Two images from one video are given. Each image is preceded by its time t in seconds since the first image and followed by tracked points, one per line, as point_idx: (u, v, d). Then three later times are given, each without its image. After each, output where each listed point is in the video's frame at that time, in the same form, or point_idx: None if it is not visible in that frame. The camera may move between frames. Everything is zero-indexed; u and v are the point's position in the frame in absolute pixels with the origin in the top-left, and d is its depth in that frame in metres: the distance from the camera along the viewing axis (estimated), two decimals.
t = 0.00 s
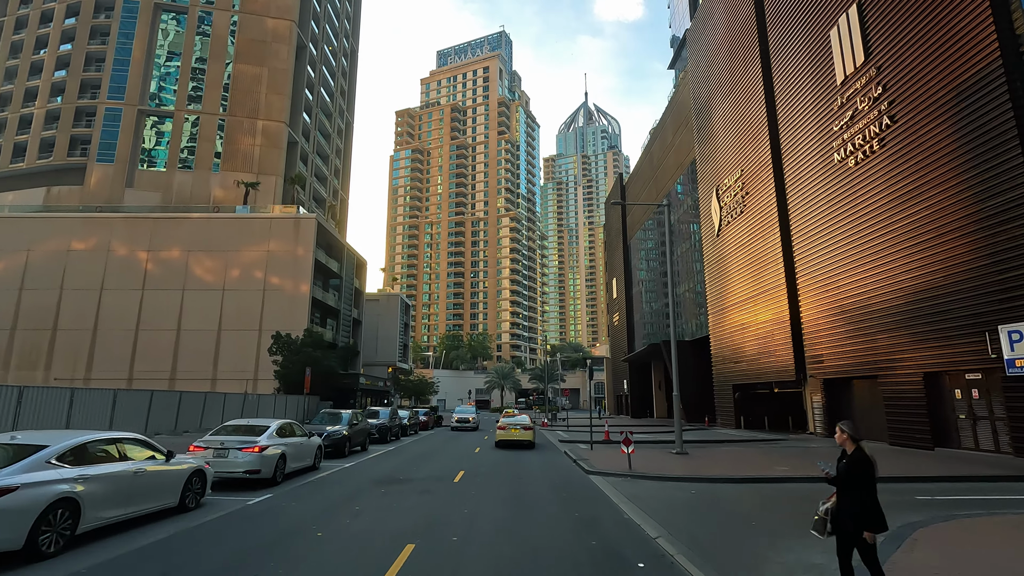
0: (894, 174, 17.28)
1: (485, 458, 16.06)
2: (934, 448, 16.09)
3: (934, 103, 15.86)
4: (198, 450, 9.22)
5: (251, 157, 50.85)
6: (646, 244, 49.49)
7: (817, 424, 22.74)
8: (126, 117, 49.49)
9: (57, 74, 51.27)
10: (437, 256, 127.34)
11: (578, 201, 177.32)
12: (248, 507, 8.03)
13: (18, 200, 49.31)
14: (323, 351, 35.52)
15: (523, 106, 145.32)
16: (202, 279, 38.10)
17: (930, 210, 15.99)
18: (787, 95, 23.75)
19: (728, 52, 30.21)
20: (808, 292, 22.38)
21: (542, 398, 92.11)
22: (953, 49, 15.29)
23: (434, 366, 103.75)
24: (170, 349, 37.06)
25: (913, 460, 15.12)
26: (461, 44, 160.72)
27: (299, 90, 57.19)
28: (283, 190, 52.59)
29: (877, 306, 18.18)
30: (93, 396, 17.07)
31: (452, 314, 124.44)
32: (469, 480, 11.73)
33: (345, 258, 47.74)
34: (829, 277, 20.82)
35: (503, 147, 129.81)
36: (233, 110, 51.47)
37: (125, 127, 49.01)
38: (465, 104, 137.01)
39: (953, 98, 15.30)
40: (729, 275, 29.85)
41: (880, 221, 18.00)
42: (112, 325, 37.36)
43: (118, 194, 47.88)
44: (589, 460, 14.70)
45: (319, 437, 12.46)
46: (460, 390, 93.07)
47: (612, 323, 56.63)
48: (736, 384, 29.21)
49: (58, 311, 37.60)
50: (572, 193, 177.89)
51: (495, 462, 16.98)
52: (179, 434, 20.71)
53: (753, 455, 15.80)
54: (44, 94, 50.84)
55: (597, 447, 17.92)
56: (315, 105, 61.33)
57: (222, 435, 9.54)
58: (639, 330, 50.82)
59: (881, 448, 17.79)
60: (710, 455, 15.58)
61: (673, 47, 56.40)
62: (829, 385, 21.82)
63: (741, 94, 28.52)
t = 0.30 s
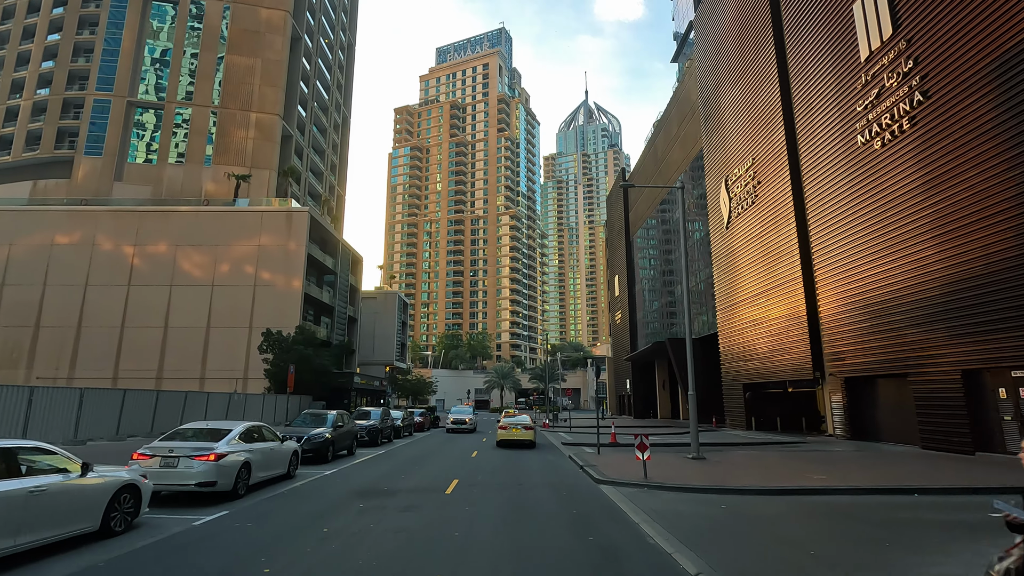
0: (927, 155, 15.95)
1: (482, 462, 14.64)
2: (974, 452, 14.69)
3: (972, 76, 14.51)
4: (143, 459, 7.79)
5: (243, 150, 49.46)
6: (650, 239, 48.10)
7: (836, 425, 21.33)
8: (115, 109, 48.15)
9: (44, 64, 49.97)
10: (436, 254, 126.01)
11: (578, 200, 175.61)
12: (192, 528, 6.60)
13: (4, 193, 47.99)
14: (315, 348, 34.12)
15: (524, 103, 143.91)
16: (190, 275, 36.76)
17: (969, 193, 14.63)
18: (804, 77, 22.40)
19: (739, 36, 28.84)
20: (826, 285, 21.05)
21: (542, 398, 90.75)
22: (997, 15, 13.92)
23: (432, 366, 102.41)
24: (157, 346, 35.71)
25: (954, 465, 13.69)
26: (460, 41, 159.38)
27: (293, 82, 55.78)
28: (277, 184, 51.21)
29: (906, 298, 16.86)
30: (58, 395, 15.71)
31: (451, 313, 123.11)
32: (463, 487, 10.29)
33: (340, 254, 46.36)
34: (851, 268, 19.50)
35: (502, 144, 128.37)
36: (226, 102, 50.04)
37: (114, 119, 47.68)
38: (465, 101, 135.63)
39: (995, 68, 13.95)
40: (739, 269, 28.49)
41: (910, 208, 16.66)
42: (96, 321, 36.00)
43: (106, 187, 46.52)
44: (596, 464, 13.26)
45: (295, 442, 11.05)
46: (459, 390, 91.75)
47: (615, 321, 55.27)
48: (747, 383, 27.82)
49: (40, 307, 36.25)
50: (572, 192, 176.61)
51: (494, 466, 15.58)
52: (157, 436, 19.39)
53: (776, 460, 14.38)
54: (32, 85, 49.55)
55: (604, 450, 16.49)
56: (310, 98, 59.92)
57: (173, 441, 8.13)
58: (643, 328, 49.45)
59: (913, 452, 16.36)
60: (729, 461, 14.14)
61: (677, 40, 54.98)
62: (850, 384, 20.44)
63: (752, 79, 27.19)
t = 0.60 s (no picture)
0: (964, 133, 14.58)
1: (478, 468, 13.17)
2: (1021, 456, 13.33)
3: (1018, 41, 13.08)
4: (63, 472, 6.41)
5: (235, 143, 48.05)
6: (653, 234, 46.73)
7: (858, 426, 19.94)
8: (102, 100, 46.80)
9: (30, 55, 48.64)
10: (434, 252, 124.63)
11: (578, 198, 174.13)
12: (104, 562, 5.22)
13: None
14: (305, 347, 32.71)
15: (523, 100, 142.47)
16: (177, 270, 35.41)
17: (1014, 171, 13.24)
18: (822, 55, 21.00)
19: (749, 17, 27.46)
20: (848, 276, 19.65)
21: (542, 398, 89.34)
22: None
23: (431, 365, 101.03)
24: (143, 344, 34.35)
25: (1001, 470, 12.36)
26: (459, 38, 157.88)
27: (287, 74, 54.33)
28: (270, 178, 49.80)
29: (940, 289, 15.51)
30: (15, 394, 14.37)
31: (450, 312, 121.71)
32: (454, 501, 8.80)
33: (334, 250, 44.97)
34: (876, 257, 18.13)
35: (502, 141, 126.90)
36: (216, 94, 48.63)
37: (101, 111, 46.33)
38: (463, 98, 134.19)
39: None
40: (751, 262, 27.12)
41: (945, 190, 15.27)
42: (79, 318, 34.60)
43: (93, 180, 45.14)
44: (606, 471, 11.77)
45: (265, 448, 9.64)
46: (457, 390, 90.38)
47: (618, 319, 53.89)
48: (758, 382, 26.48)
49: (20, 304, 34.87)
50: (572, 190, 175.29)
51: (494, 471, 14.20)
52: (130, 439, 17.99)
53: (805, 466, 12.92)
54: (16, 77, 48.21)
55: (612, 454, 15.06)
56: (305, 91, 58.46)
57: (103, 450, 6.76)
58: (646, 326, 48.06)
59: (948, 455, 14.99)
60: (753, 466, 12.68)
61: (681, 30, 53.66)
62: (874, 382, 19.11)
63: (764, 61, 25.82)
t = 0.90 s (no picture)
0: (1012, 105, 13.19)
1: (474, 475, 11.79)
2: None
3: None
4: None
5: (226, 136, 46.64)
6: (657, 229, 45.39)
7: (884, 427, 18.59)
8: (89, 91, 45.44)
9: (15, 44, 47.29)
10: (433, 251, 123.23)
11: (578, 197, 172.73)
12: None
13: None
14: (295, 344, 31.32)
15: (523, 98, 141.14)
16: (163, 265, 34.04)
17: None
18: (842, 32, 19.65)
19: None
20: (871, 267, 18.30)
21: (542, 398, 87.94)
22: None
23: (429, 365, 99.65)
24: (127, 341, 32.97)
25: None
26: (458, 35, 156.49)
27: (280, 65, 52.94)
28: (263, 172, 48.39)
29: (981, 278, 14.14)
30: None
31: (449, 311, 120.14)
32: (441, 519, 7.40)
33: (328, 245, 43.59)
34: (905, 245, 16.77)
35: (501, 138, 125.56)
36: (208, 84, 47.18)
37: (88, 102, 44.96)
38: (462, 95, 132.85)
39: None
40: (762, 255, 25.74)
41: (989, 169, 13.89)
42: (60, 314, 33.20)
43: (79, 172, 43.77)
44: (618, 480, 10.37)
45: (223, 457, 8.22)
46: (456, 390, 88.99)
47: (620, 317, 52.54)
48: (771, 381, 25.13)
49: None
50: (572, 188, 173.99)
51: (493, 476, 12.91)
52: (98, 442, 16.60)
53: (839, 474, 11.52)
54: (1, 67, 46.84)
55: (622, 459, 13.74)
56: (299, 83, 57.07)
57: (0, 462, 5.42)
58: (649, 324, 46.71)
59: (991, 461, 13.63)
60: (782, 474, 11.31)
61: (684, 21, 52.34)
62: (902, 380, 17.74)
63: (777, 42, 24.44)
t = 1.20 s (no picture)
0: None
1: (469, 485, 10.39)
2: None
3: None
4: None
5: (216, 128, 45.19)
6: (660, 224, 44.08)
7: (915, 429, 17.22)
8: (75, 83, 44.09)
9: None
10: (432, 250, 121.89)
11: (577, 196, 171.29)
12: None
13: None
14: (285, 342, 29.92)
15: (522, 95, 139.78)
16: (148, 260, 32.69)
17: None
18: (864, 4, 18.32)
19: None
20: (900, 254, 17.04)
21: (542, 399, 86.59)
22: None
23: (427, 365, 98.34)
24: (109, 340, 31.59)
25: None
26: (456, 33, 155.21)
27: (273, 57, 51.49)
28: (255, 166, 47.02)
29: None
30: None
31: (447, 310, 118.71)
32: (425, 547, 5.97)
33: (321, 240, 42.18)
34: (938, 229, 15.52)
35: (500, 136, 124.19)
36: (198, 76, 45.72)
37: (73, 94, 43.60)
38: (461, 93, 131.49)
39: None
40: (775, 246, 24.38)
41: None
42: (40, 311, 31.82)
43: (64, 166, 42.44)
44: (635, 493, 8.97)
45: (163, 466, 6.78)
46: (455, 390, 87.65)
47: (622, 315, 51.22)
48: (785, 380, 23.77)
49: None
50: (572, 188, 172.74)
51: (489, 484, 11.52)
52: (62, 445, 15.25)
53: (884, 484, 10.11)
54: None
55: (634, 466, 12.36)
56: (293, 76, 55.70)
57: None
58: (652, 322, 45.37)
59: None
60: (821, 484, 9.91)
61: (688, 13, 50.85)
62: (936, 378, 16.38)
63: (792, 20, 23.05)
